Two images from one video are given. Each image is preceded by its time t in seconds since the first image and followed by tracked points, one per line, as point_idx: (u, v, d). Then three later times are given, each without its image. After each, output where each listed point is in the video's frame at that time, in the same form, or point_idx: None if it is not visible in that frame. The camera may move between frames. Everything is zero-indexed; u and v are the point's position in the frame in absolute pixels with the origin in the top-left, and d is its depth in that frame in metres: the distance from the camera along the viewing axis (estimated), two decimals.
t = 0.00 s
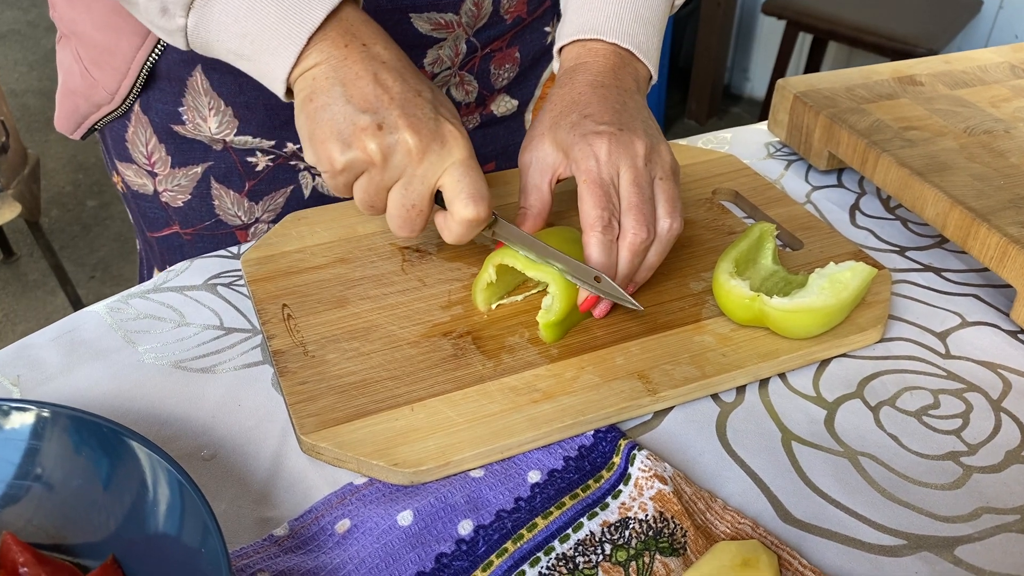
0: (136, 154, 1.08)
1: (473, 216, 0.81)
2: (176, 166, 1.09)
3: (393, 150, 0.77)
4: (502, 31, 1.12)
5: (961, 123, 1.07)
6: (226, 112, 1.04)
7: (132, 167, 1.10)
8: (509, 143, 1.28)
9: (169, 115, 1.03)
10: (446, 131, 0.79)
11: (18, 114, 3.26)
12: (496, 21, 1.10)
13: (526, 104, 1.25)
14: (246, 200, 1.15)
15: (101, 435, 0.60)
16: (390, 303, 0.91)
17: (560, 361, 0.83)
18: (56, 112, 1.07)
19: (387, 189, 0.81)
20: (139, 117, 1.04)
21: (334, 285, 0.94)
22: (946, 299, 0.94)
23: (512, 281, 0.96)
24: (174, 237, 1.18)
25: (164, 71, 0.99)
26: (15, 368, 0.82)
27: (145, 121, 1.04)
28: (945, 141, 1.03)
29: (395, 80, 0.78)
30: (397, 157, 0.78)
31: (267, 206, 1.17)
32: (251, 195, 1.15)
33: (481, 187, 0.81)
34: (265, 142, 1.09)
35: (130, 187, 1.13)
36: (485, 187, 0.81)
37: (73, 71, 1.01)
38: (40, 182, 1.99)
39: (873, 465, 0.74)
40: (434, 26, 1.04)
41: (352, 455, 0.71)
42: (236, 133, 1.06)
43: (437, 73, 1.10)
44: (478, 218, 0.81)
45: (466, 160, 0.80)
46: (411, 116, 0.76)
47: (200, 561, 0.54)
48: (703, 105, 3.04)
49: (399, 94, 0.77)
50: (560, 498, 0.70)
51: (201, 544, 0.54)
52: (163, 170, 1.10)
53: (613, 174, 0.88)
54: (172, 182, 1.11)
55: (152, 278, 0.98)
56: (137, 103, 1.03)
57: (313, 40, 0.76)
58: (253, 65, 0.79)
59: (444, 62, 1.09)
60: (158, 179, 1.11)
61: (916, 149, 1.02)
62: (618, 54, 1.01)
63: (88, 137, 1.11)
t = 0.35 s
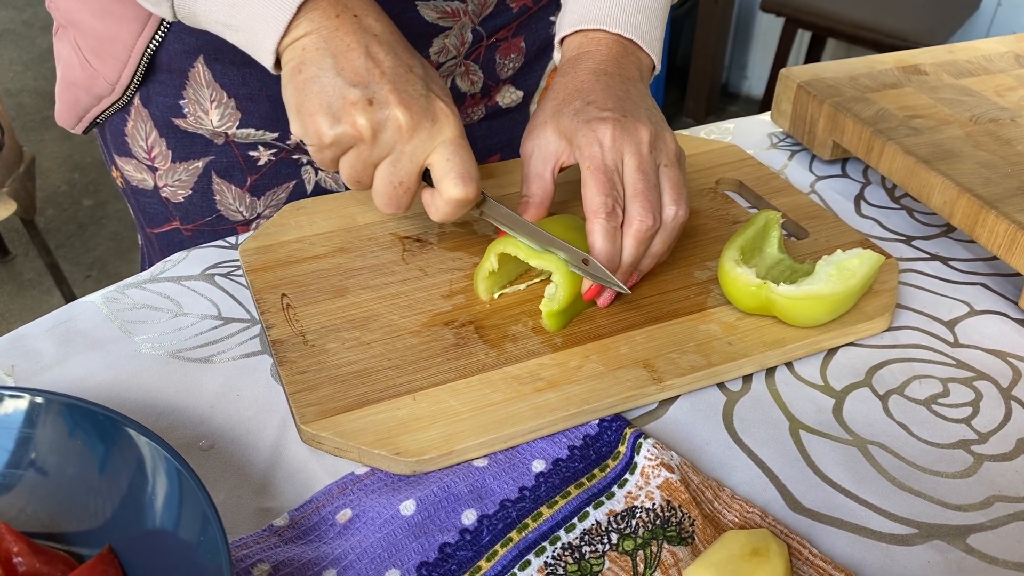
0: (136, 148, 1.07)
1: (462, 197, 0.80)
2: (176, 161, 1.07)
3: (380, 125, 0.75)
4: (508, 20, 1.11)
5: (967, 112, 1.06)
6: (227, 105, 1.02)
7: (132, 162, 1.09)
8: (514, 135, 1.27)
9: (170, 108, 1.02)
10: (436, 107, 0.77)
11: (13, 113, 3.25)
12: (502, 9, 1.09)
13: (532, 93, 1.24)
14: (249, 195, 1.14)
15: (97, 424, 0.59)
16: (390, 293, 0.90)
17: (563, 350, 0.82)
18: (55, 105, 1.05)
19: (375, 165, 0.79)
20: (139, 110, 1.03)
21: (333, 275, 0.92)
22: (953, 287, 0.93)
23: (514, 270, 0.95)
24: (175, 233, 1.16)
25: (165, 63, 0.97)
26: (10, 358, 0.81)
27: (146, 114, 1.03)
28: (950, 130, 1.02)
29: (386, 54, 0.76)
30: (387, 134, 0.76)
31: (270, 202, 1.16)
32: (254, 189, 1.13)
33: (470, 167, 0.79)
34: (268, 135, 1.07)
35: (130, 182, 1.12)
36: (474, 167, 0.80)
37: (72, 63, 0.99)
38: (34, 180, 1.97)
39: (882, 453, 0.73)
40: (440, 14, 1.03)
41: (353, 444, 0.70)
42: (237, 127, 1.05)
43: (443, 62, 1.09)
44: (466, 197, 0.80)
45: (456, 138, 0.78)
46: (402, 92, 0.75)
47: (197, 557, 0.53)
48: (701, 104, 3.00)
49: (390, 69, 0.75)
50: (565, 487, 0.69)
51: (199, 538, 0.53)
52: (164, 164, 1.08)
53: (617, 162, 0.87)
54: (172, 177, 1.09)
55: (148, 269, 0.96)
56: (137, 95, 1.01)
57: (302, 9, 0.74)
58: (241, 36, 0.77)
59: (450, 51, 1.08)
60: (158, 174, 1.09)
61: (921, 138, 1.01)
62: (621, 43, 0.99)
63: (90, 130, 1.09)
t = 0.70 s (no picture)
0: (140, 152, 1.07)
1: (456, 197, 0.78)
2: (182, 164, 1.07)
3: (375, 129, 0.75)
4: (514, 18, 1.11)
5: (969, 111, 1.06)
6: (232, 105, 1.02)
7: (135, 166, 1.09)
8: (517, 135, 1.26)
9: (174, 111, 1.02)
10: (431, 109, 0.77)
11: (10, 116, 3.24)
12: (507, 8, 1.09)
13: (535, 93, 1.24)
14: (254, 199, 1.13)
15: (105, 425, 0.58)
16: (395, 292, 0.90)
17: (569, 349, 0.82)
18: (58, 109, 1.05)
19: (372, 169, 0.79)
20: (143, 113, 1.02)
21: (338, 274, 0.92)
22: (957, 286, 0.93)
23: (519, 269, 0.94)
24: (179, 238, 1.16)
25: (170, 65, 0.97)
26: (13, 359, 0.80)
27: (151, 117, 1.03)
28: (953, 129, 1.03)
29: (380, 56, 0.76)
30: (382, 136, 0.76)
31: (275, 206, 1.16)
32: (258, 193, 1.13)
33: (466, 169, 0.78)
34: (274, 137, 1.07)
35: (133, 187, 1.12)
36: (470, 168, 0.79)
37: (75, 66, 0.98)
38: (31, 182, 1.96)
39: (889, 451, 0.73)
40: (447, 12, 1.03)
41: (360, 444, 0.70)
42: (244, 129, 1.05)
43: (449, 61, 1.09)
44: (462, 199, 0.78)
45: (451, 140, 0.78)
46: (395, 93, 0.74)
47: (207, 561, 0.52)
48: (698, 105, 2.99)
49: (383, 71, 0.76)
50: (572, 486, 0.68)
51: (208, 543, 0.53)
52: (168, 168, 1.08)
53: (621, 160, 0.87)
54: (177, 181, 1.09)
55: (151, 269, 0.96)
56: (142, 99, 1.01)
57: (294, 10, 0.74)
58: (233, 35, 0.77)
59: (456, 49, 1.08)
60: (163, 178, 1.09)
61: (924, 137, 1.02)
62: (624, 44, 0.99)
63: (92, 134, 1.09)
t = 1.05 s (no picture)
0: (144, 152, 1.07)
1: (466, 256, 0.86)
2: (186, 164, 1.08)
3: (390, 192, 0.81)
4: (515, 19, 1.12)
5: (968, 110, 1.08)
6: (237, 107, 1.01)
7: (139, 166, 1.09)
8: (520, 135, 1.28)
9: (179, 111, 1.02)
10: (442, 175, 0.84)
11: (8, 120, 3.24)
12: (511, 8, 1.10)
13: (537, 94, 1.25)
14: (257, 199, 1.14)
15: (123, 419, 0.59)
16: (402, 290, 0.90)
17: (576, 345, 0.83)
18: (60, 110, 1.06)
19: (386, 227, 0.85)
20: (148, 114, 1.03)
21: (345, 272, 0.93)
22: (957, 282, 0.95)
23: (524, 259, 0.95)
24: (182, 237, 1.17)
25: (174, 68, 0.97)
26: (23, 355, 0.81)
27: (155, 117, 1.03)
28: (953, 127, 1.04)
29: (394, 122, 0.81)
30: (398, 199, 0.83)
31: (278, 205, 1.17)
32: (262, 193, 1.14)
33: (474, 230, 0.86)
34: (277, 137, 1.07)
35: (137, 187, 1.13)
36: (478, 230, 0.87)
37: (79, 68, 0.99)
38: (31, 185, 1.96)
39: (894, 444, 0.74)
40: (450, 13, 1.03)
41: (370, 438, 0.71)
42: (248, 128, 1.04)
43: (452, 62, 1.10)
44: (472, 258, 0.86)
45: (460, 204, 0.85)
46: (410, 159, 0.81)
47: (225, 557, 0.53)
48: (695, 107, 3.00)
49: (398, 137, 0.81)
50: (581, 479, 0.69)
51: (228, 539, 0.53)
52: (172, 168, 1.09)
53: (625, 157, 0.88)
54: (181, 181, 1.10)
55: (159, 267, 0.97)
56: (146, 99, 1.01)
57: (315, 79, 0.77)
58: (252, 93, 0.78)
59: (459, 50, 1.09)
60: (167, 178, 1.10)
61: (925, 135, 1.03)
62: (627, 48, 1.00)
63: (96, 136, 1.10)
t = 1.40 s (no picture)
0: (153, 158, 1.09)
1: (388, 247, 0.90)
2: (195, 171, 1.09)
3: (311, 184, 0.85)
4: (521, 26, 1.14)
5: (962, 114, 1.10)
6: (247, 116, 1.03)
7: (149, 173, 1.11)
8: (527, 140, 1.28)
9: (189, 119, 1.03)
10: (362, 169, 0.88)
11: (7, 124, 3.25)
12: (517, 15, 1.12)
13: (543, 99, 1.26)
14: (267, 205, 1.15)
15: (141, 417, 0.60)
16: (407, 291, 0.92)
17: (578, 344, 0.84)
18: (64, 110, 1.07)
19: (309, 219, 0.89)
20: (158, 121, 1.04)
21: (351, 273, 0.94)
22: (952, 283, 0.96)
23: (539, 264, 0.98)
24: (191, 243, 1.18)
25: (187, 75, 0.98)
26: (35, 355, 0.82)
27: (165, 125, 1.04)
28: (946, 131, 1.06)
29: (316, 121, 0.86)
30: (317, 191, 0.86)
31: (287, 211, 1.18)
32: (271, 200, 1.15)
33: (394, 221, 0.90)
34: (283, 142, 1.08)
35: (146, 194, 1.14)
36: (398, 221, 0.90)
37: (83, 71, 1.00)
38: (31, 189, 1.97)
39: (890, 441, 0.75)
40: (458, 20, 1.05)
41: (378, 435, 0.72)
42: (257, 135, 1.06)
43: (459, 68, 1.12)
44: (394, 248, 0.90)
45: (381, 195, 0.89)
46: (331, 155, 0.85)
47: (241, 556, 0.54)
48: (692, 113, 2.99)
49: (319, 134, 0.86)
50: (585, 475, 0.70)
51: (244, 538, 0.54)
52: (182, 175, 1.10)
53: (633, 159, 0.91)
54: (190, 188, 1.11)
55: (167, 269, 0.98)
56: (154, 103, 1.03)
57: (240, 81, 0.82)
58: (177, 91, 0.82)
59: (467, 57, 1.11)
60: (176, 185, 1.11)
61: (919, 139, 1.05)
62: (631, 56, 1.02)
63: (99, 138, 1.11)
